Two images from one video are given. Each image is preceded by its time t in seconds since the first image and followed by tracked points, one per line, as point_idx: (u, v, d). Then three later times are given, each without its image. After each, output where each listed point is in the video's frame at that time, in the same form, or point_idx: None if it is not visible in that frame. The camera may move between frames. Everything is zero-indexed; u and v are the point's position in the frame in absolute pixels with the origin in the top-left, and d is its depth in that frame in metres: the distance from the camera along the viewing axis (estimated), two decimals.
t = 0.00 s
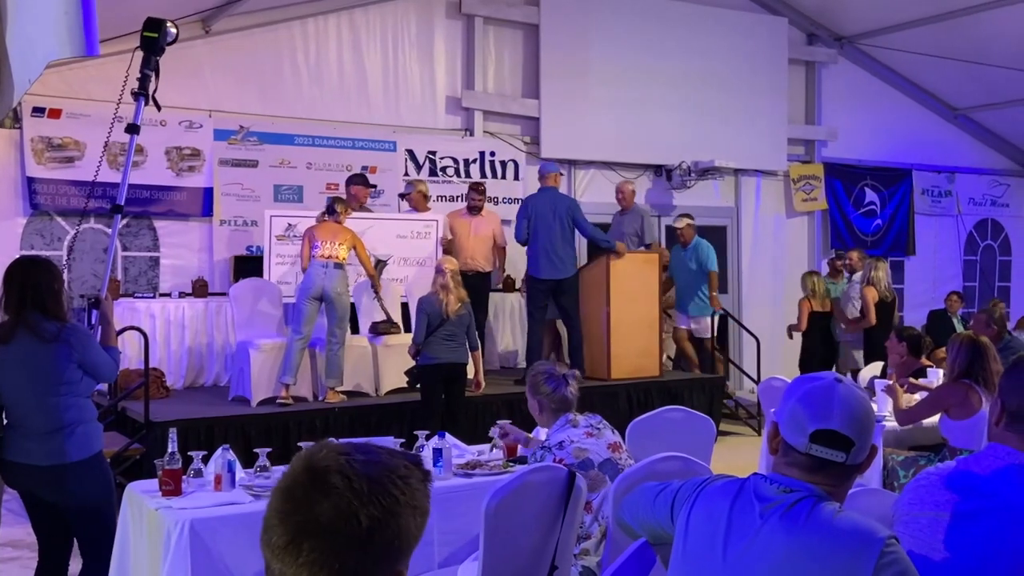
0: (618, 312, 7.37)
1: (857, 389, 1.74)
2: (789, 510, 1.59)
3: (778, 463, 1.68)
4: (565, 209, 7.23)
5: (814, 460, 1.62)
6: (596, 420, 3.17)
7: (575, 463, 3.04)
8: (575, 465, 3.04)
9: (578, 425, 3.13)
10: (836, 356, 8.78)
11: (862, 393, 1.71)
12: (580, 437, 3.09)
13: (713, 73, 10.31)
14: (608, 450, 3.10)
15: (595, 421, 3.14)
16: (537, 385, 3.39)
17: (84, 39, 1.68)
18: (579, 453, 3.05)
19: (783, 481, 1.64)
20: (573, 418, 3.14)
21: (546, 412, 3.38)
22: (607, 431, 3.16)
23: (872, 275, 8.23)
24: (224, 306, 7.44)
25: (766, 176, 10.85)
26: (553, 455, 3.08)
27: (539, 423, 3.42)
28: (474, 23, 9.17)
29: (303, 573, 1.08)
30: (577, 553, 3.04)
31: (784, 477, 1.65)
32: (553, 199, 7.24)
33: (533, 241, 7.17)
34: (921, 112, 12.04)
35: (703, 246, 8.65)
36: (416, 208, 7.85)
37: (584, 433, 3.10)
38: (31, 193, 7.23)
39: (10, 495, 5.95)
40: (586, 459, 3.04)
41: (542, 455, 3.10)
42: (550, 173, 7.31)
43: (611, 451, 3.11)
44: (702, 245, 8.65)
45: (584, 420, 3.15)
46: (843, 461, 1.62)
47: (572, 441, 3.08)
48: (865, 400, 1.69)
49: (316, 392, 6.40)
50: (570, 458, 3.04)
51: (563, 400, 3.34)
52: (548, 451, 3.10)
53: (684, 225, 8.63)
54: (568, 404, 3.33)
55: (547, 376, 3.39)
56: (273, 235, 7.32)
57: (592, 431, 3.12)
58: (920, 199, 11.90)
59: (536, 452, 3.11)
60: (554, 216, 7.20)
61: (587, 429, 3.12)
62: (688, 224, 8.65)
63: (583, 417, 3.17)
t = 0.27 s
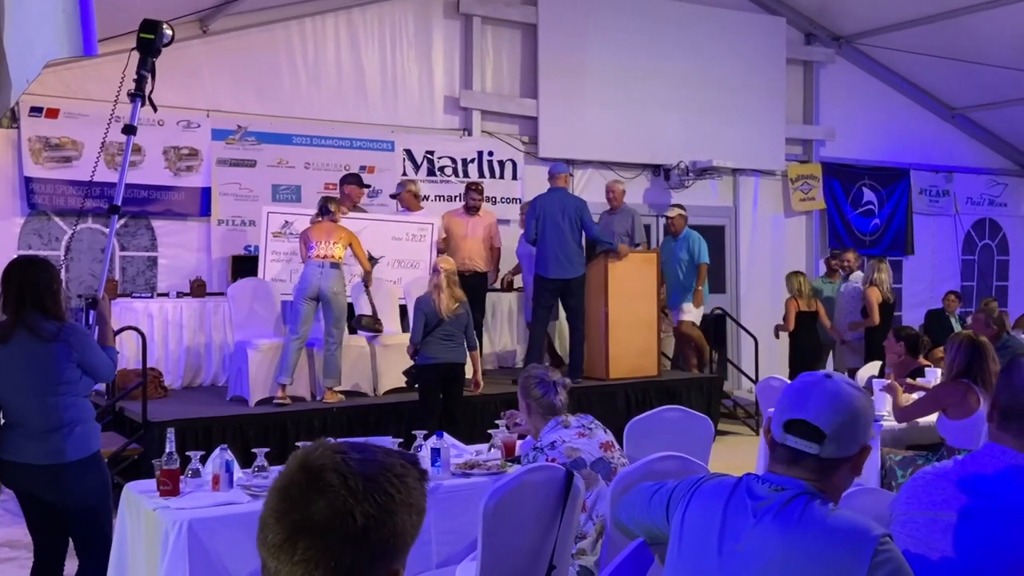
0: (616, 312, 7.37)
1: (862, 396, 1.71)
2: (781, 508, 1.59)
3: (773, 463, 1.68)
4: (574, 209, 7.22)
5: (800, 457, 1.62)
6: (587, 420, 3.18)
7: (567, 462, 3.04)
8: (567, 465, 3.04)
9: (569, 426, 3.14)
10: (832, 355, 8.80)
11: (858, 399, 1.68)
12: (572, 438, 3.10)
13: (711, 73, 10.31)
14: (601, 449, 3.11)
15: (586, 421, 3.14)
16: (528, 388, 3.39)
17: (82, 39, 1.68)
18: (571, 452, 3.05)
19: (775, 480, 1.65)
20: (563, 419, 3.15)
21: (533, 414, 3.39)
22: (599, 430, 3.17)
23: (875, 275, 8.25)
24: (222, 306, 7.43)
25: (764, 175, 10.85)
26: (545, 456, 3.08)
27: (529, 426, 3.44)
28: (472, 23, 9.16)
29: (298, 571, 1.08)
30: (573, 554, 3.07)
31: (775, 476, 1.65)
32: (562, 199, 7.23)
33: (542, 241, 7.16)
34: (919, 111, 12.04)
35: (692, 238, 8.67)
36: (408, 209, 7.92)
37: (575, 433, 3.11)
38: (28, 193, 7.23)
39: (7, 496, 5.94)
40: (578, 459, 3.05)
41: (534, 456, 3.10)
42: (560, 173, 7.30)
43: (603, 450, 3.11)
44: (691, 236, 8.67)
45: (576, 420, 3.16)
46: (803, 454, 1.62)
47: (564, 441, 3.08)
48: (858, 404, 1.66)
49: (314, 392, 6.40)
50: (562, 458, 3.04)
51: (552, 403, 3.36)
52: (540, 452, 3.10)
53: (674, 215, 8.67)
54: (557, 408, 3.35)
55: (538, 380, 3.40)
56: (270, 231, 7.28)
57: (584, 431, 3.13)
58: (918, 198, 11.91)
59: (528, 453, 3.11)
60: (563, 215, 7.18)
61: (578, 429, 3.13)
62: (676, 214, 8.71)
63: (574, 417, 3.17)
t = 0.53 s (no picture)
0: (615, 313, 7.38)
1: (865, 402, 1.62)
2: (778, 509, 1.59)
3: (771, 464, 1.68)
4: (579, 208, 7.23)
5: (793, 454, 1.63)
6: (585, 420, 3.18)
7: (564, 462, 3.04)
8: (564, 465, 3.04)
9: (566, 426, 3.14)
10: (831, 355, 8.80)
11: (850, 404, 1.62)
12: (569, 438, 3.10)
13: (710, 73, 10.31)
14: (598, 449, 3.11)
15: (584, 420, 3.14)
16: (524, 390, 3.39)
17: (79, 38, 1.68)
18: (568, 452, 3.05)
19: (772, 480, 1.65)
20: (561, 419, 3.15)
21: (528, 415, 3.40)
22: (596, 430, 3.17)
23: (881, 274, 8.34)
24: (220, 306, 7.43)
25: (763, 175, 10.84)
26: (542, 456, 3.08)
27: (525, 426, 3.45)
28: (471, 23, 9.15)
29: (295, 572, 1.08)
30: (573, 553, 3.07)
31: (773, 475, 1.66)
32: (567, 198, 7.24)
33: (547, 240, 7.16)
34: (917, 111, 12.04)
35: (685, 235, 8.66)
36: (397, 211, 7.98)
37: (572, 434, 3.11)
38: (27, 193, 7.22)
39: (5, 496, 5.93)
40: (575, 458, 3.05)
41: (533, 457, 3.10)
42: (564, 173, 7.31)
43: (601, 449, 3.11)
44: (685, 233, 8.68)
45: (574, 420, 3.16)
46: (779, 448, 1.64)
47: (561, 441, 3.09)
48: (843, 408, 1.61)
49: (313, 392, 6.40)
50: (559, 458, 3.05)
51: (546, 403, 3.36)
52: (537, 452, 3.10)
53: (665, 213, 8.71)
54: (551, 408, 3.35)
55: (534, 380, 3.39)
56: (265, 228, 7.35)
57: (581, 431, 3.13)
58: (916, 198, 11.91)
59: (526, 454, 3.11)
60: (568, 215, 7.19)
61: (576, 429, 3.13)
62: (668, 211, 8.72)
63: (572, 416, 3.17)
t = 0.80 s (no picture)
0: (614, 313, 7.38)
1: (860, 405, 1.63)
2: (778, 510, 1.59)
3: (771, 467, 1.68)
4: (574, 207, 7.29)
5: (789, 455, 1.64)
6: (585, 420, 3.18)
7: (563, 462, 3.04)
8: (563, 465, 3.04)
9: (566, 426, 3.14)
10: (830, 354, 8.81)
11: (841, 407, 1.62)
12: (569, 438, 3.10)
13: (709, 72, 10.31)
14: (598, 449, 3.11)
15: (584, 420, 3.14)
16: (524, 388, 3.40)
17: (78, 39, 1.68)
18: (568, 453, 3.05)
19: (771, 482, 1.65)
20: (561, 420, 3.15)
21: (528, 414, 3.40)
22: (596, 430, 3.16)
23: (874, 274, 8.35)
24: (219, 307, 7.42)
25: (762, 175, 10.85)
26: (542, 456, 3.08)
27: (524, 424, 3.46)
28: (470, 23, 9.15)
29: (293, 571, 1.08)
30: (573, 553, 3.06)
31: (772, 477, 1.66)
32: (562, 197, 7.29)
33: (542, 239, 7.22)
34: (916, 110, 12.05)
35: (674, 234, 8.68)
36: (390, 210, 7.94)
37: (573, 434, 3.11)
38: (26, 193, 7.21)
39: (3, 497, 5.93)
40: (574, 459, 3.05)
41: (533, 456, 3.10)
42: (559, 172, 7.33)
43: (601, 450, 3.11)
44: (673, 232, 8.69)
45: (574, 420, 3.16)
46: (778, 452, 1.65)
47: (561, 441, 3.08)
48: (835, 412, 1.62)
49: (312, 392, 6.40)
50: (559, 458, 3.04)
51: (544, 402, 3.35)
52: (537, 452, 3.10)
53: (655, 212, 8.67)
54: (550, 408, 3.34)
55: (533, 379, 3.40)
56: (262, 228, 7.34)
57: (581, 431, 3.13)
58: (915, 198, 11.91)
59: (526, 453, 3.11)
60: (564, 213, 7.24)
61: (576, 429, 3.13)
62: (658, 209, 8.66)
63: (572, 417, 3.17)
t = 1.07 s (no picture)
0: (614, 313, 7.39)
1: (858, 407, 1.62)
2: (776, 511, 1.59)
3: (770, 468, 1.69)
4: (573, 208, 7.28)
5: (788, 456, 1.65)
6: (588, 420, 3.18)
7: (564, 463, 3.04)
8: (564, 466, 3.04)
9: (569, 427, 3.14)
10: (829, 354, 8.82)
11: (839, 409, 1.62)
12: (572, 438, 3.10)
13: (708, 72, 10.31)
14: (600, 450, 3.10)
15: (586, 421, 3.14)
16: (526, 388, 3.40)
17: (78, 39, 1.68)
18: (569, 453, 3.05)
19: (770, 482, 1.65)
20: (562, 420, 3.16)
21: (530, 414, 3.40)
22: (599, 430, 3.16)
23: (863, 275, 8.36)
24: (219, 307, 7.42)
25: (762, 175, 10.85)
26: (543, 456, 3.09)
27: (527, 424, 3.46)
28: (469, 23, 9.15)
29: (292, 571, 1.08)
30: (573, 553, 3.06)
31: (771, 478, 1.66)
32: (560, 198, 7.28)
33: (541, 241, 7.19)
34: (916, 110, 12.05)
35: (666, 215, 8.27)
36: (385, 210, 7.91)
37: (575, 434, 3.11)
38: (25, 194, 7.21)
39: (4, 498, 5.93)
40: (576, 459, 3.05)
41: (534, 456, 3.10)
42: (552, 173, 7.32)
43: (603, 450, 3.11)
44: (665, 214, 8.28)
45: (575, 421, 3.16)
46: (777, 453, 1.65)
47: (563, 442, 3.08)
48: (834, 414, 1.62)
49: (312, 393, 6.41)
50: (561, 459, 3.04)
51: (546, 402, 3.35)
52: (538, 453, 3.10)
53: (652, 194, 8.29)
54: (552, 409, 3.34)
55: (535, 379, 3.40)
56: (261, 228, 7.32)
57: (583, 432, 3.13)
58: (915, 197, 11.92)
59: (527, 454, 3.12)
60: (563, 214, 7.22)
61: (577, 429, 3.13)
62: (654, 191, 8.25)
63: (574, 418, 3.17)
